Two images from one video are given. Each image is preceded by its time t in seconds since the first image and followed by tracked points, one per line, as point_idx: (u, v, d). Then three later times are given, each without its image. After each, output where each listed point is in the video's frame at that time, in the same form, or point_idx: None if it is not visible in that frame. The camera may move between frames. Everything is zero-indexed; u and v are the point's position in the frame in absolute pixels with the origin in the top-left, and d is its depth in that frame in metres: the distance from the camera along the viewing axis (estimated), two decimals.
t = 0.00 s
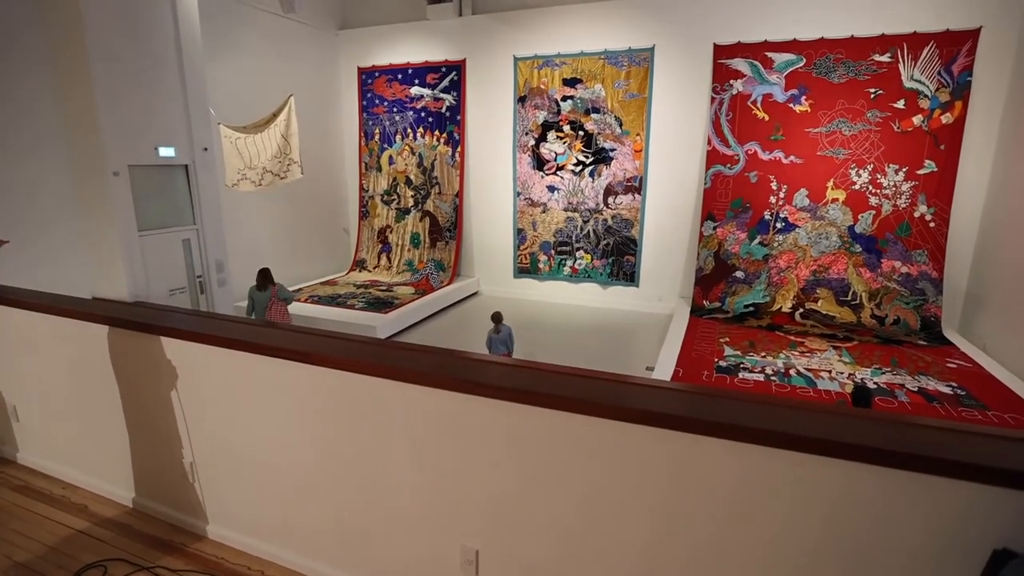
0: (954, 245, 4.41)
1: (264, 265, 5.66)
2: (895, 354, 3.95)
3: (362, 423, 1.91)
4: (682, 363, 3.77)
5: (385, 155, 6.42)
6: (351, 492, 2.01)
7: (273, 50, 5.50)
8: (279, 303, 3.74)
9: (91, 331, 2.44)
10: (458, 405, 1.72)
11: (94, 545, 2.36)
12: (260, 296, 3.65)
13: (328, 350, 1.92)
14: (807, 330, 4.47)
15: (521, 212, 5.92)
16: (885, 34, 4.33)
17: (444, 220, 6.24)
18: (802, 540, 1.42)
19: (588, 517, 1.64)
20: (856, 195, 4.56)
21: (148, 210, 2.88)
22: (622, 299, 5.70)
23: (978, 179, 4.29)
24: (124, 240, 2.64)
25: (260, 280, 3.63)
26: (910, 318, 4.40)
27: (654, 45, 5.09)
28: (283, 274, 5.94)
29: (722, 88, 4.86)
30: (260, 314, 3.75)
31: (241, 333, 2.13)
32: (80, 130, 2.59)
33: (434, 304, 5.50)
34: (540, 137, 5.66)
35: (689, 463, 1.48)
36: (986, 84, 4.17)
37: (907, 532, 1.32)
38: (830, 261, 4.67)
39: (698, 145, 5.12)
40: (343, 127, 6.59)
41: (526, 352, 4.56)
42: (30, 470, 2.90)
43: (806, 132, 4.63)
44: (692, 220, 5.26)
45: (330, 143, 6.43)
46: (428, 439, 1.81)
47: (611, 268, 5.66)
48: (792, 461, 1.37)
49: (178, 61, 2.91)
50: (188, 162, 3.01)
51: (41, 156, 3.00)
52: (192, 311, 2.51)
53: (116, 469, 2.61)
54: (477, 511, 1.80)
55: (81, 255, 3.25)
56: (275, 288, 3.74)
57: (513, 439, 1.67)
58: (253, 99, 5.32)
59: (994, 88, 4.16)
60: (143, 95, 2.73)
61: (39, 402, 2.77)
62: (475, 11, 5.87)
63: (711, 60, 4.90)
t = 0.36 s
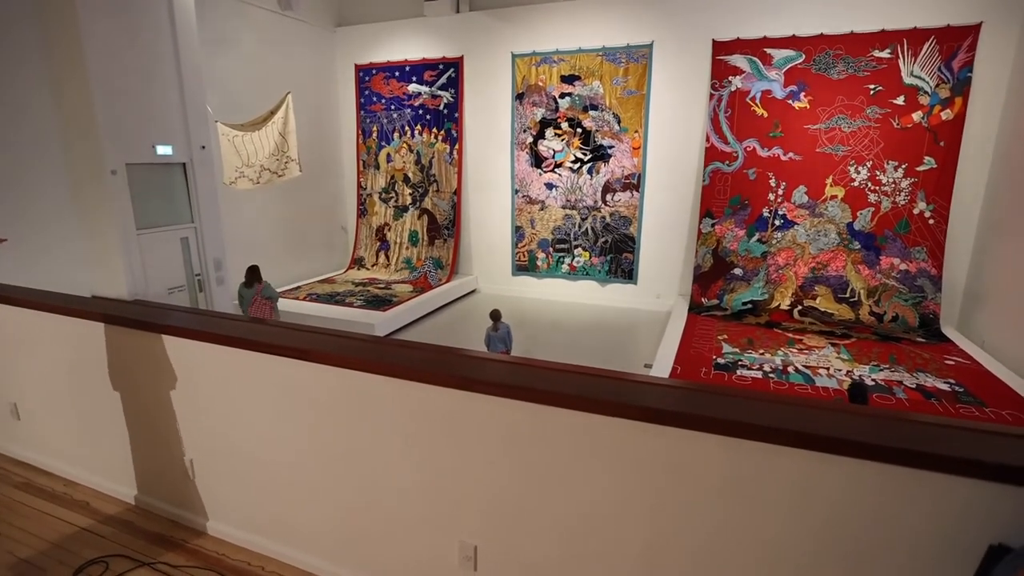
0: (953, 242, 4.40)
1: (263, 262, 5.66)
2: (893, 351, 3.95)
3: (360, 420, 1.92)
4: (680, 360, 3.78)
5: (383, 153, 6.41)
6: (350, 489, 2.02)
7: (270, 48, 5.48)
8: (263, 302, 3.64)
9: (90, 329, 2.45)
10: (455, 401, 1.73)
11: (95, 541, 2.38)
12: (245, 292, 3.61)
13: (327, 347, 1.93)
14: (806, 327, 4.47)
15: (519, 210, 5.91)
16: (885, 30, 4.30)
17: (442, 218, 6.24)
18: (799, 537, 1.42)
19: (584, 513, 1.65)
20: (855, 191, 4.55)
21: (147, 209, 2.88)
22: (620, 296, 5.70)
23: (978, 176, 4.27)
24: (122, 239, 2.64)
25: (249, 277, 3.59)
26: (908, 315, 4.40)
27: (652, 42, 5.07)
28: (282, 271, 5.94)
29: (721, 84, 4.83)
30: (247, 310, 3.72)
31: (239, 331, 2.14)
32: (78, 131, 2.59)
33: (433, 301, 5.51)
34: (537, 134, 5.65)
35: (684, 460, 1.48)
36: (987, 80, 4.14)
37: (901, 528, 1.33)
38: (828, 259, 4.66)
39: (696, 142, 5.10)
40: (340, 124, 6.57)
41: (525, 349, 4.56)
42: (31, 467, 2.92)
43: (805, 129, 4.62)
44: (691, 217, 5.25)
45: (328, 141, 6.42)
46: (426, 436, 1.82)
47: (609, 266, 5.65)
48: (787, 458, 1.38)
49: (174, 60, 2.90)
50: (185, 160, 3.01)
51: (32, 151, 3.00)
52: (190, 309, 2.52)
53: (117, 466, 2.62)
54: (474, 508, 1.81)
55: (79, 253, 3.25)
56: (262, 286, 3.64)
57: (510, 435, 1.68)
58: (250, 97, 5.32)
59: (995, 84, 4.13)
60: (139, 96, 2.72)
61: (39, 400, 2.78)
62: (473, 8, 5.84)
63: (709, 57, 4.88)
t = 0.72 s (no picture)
0: (954, 237, 4.38)
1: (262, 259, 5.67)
2: (893, 347, 3.95)
3: (359, 415, 1.92)
4: (680, 356, 3.78)
5: (382, 149, 6.40)
6: (350, 485, 2.03)
7: (269, 44, 5.46)
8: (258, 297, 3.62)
9: (91, 326, 2.45)
10: (454, 397, 1.73)
11: (97, 536, 2.39)
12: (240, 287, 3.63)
13: (325, 344, 1.93)
14: (805, 323, 4.47)
15: (518, 206, 5.91)
16: (886, 24, 4.28)
17: (441, 214, 6.24)
18: (797, 532, 1.43)
19: (583, 508, 1.66)
20: (855, 187, 4.54)
21: (147, 206, 2.88)
22: (620, 292, 5.70)
23: (980, 171, 4.25)
24: (121, 236, 2.64)
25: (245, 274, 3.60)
26: (908, 311, 4.39)
27: (652, 37, 5.05)
28: (282, 268, 5.95)
29: (721, 80, 4.82)
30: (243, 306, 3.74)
31: (238, 327, 2.14)
32: (76, 128, 2.59)
33: (433, 298, 5.51)
34: (536, 130, 5.63)
35: (683, 455, 1.49)
36: (988, 75, 4.12)
37: (899, 523, 1.33)
38: (828, 255, 4.65)
39: (696, 137, 5.09)
40: (339, 120, 6.56)
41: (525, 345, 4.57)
42: (33, 463, 2.93)
43: (805, 124, 4.60)
44: (690, 213, 5.24)
45: (327, 137, 6.41)
46: (425, 431, 1.82)
47: (609, 262, 5.65)
48: (784, 453, 1.38)
49: (172, 57, 2.90)
50: (184, 157, 3.01)
51: (31, 147, 3.00)
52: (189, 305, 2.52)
53: (118, 462, 2.63)
54: (474, 503, 1.82)
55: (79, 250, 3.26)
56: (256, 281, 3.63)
57: (509, 431, 1.68)
58: (249, 93, 5.32)
59: (997, 78, 4.10)
60: (137, 93, 2.72)
61: (41, 396, 2.79)
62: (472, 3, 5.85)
63: (709, 52, 4.86)
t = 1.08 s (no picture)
0: (954, 233, 4.38)
1: (262, 256, 5.68)
2: (892, 343, 3.95)
3: (359, 412, 1.92)
4: (679, 352, 3.78)
5: (380, 146, 6.39)
6: (350, 482, 2.03)
7: (267, 40, 5.45)
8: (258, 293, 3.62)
9: (89, 323, 2.45)
10: (453, 394, 1.73)
11: (96, 533, 2.39)
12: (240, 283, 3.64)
13: (324, 340, 1.93)
14: (805, 319, 4.47)
15: (517, 202, 5.90)
16: (886, 20, 4.27)
17: (440, 211, 6.25)
18: (796, 528, 1.43)
19: (583, 505, 1.66)
20: (854, 183, 4.54)
21: (146, 203, 2.88)
22: (619, 289, 5.70)
23: (979, 167, 4.25)
24: (120, 233, 2.64)
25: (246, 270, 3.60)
26: (907, 307, 4.40)
27: (651, 33, 5.03)
28: (281, 265, 5.95)
29: (720, 76, 4.81)
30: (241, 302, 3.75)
31: (237, 323, 2.15)
32: (73, 125, 2.58)
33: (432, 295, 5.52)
34: (536, 127, 5.63)
35: (681, 451, 1.49)
36: (988, 70, 4.11)
37: (897, 519, 1.33)
38: (827, 251, 4.66)
39: (695, 133, 5.08)
40: (337, 117, 6.56)
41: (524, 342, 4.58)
42: (32, 460, 2.93)
43: (804, 120, 4.60)
44: (689, 210, 5.23)
45: (326, 134, 6.40)
46: (425, 428, 1.82)
47: (608, 259, 5.65)
48: (782, 449, 1.39)
49: (170, 52, 2.89)
50: (182, 154, 3.01)
51: (29, 143, 3.00)
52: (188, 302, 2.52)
53: (117, 459, 2.64)
54: (473, 500, 1.82)
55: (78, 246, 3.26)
56: (256, 277, 3.63)
57: (508, 427, 1.69)
58: (248, 90, 5.31)
59: (997, 74, 4.10)
60: (135, 89, 2.71)
61: (40, 393, 2.79)
62: None
63: (709, 48, 4.84)
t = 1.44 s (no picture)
0: (953, 229, 4.38)
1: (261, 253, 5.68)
2: (891, 339, 3.95)
3: (358, 409, 1.92)
4: (678, 348, 3.79)
5: (379, 142, 6.38)
6: (349, 479, 2.03)
7: (265, 36, 5.43)
8: (258, 290, 3.61)
9: (88, 320, 2.45)
10: (453, 390, 1.73)
11: (95, 530, 2.39)
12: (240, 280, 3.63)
13: (324, 337, 1.93)
14: (804, 315, 4.48)
15: (517, 198, 5.89)
16: (886, 16, 4.26)
17: (439, 207, 6.25)
18: (796, 524, 1.43)
19: (583, 501, 1.66)
20: (853, 179, 4.54)
21: (144, 199, 2.87)
22: (618, 285, 5.70)
23: (979, 163, 4.24)
24: (118, 229, 2.63)
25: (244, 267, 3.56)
26: (906, 303, 4.41)
27: (650, 29, 5.02)
28: (279, 261, 5.94)
29: (719, 72, 4.81)
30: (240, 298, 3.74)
31: (235, 320, 2.14)
32: (72, 123, 2.58)
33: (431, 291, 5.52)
34: (535, 123, 5.62)
35: (681, 447, 1.49)
36: (987, 66, 4.10)
37: (897, 515, 1.33)
38: (827, 247, 4.66)
39: (695, 130, 5.07)
40: (336, 113, 6.54)
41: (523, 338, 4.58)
42: (30, 457, 2.93)
43: (804, 116, 4.59)
44: (688, 206, 5.23)
45: (324, 130, 6.38)
46: (424, 424, 1.82)
47: (607, 255, 5.65)
48: (783, 445, 1.39)
49: (168, 47, 2.88)
50: (181, 150, 3.00)
51: (28, 139, 2.99)
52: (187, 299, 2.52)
53: (116, 456, 2.63)
54: (473, 496, 1.82)
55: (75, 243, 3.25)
56: (254, 274, 3.59)
57: (508, 424, 1.69)
58: (246, 86, 5.29)
59: (996, 70, 4.09)
60: (134, 85, 2.71)
61: (38, 390, 2.78)
62: None
63: (708, 44, 4.83)
